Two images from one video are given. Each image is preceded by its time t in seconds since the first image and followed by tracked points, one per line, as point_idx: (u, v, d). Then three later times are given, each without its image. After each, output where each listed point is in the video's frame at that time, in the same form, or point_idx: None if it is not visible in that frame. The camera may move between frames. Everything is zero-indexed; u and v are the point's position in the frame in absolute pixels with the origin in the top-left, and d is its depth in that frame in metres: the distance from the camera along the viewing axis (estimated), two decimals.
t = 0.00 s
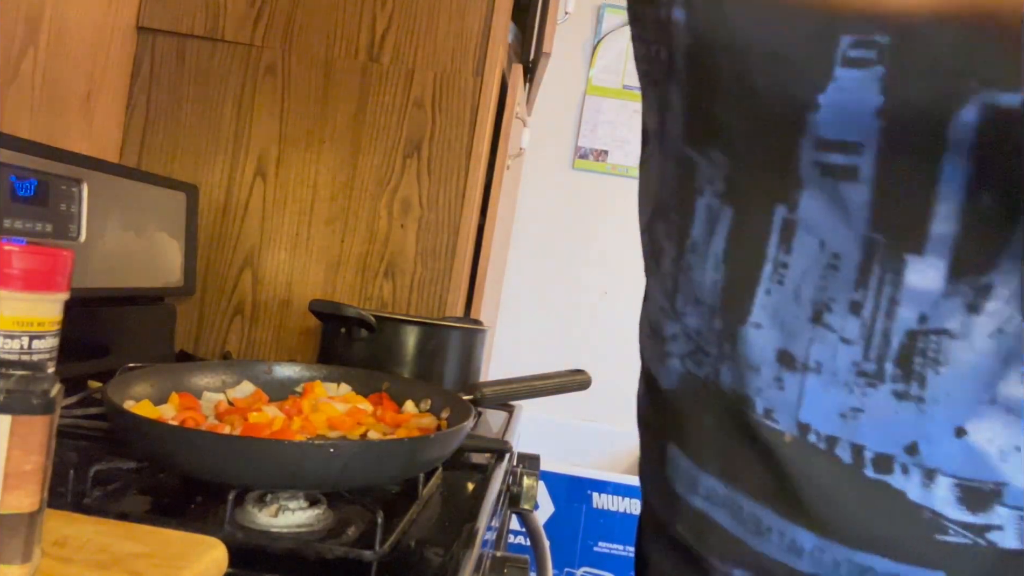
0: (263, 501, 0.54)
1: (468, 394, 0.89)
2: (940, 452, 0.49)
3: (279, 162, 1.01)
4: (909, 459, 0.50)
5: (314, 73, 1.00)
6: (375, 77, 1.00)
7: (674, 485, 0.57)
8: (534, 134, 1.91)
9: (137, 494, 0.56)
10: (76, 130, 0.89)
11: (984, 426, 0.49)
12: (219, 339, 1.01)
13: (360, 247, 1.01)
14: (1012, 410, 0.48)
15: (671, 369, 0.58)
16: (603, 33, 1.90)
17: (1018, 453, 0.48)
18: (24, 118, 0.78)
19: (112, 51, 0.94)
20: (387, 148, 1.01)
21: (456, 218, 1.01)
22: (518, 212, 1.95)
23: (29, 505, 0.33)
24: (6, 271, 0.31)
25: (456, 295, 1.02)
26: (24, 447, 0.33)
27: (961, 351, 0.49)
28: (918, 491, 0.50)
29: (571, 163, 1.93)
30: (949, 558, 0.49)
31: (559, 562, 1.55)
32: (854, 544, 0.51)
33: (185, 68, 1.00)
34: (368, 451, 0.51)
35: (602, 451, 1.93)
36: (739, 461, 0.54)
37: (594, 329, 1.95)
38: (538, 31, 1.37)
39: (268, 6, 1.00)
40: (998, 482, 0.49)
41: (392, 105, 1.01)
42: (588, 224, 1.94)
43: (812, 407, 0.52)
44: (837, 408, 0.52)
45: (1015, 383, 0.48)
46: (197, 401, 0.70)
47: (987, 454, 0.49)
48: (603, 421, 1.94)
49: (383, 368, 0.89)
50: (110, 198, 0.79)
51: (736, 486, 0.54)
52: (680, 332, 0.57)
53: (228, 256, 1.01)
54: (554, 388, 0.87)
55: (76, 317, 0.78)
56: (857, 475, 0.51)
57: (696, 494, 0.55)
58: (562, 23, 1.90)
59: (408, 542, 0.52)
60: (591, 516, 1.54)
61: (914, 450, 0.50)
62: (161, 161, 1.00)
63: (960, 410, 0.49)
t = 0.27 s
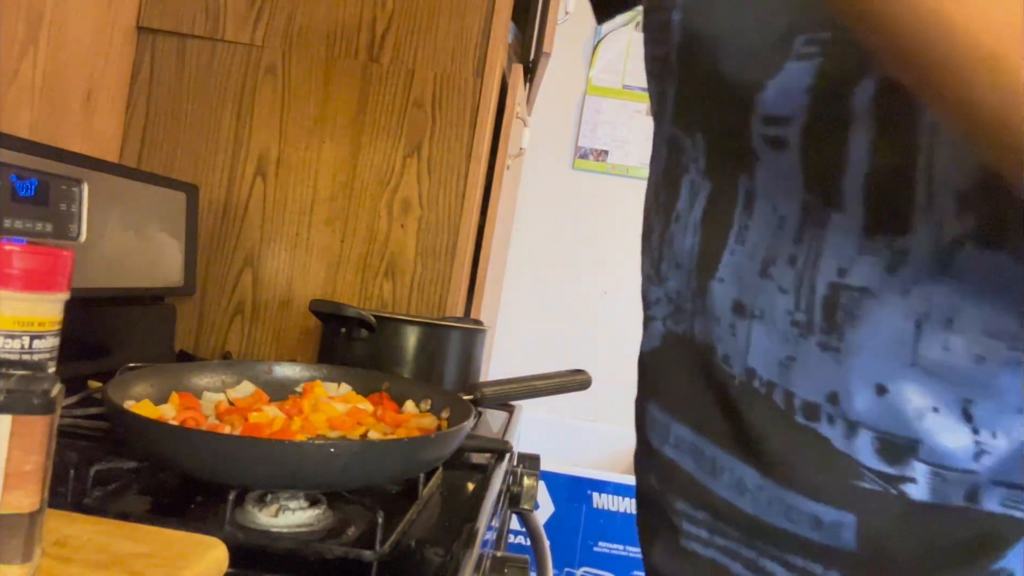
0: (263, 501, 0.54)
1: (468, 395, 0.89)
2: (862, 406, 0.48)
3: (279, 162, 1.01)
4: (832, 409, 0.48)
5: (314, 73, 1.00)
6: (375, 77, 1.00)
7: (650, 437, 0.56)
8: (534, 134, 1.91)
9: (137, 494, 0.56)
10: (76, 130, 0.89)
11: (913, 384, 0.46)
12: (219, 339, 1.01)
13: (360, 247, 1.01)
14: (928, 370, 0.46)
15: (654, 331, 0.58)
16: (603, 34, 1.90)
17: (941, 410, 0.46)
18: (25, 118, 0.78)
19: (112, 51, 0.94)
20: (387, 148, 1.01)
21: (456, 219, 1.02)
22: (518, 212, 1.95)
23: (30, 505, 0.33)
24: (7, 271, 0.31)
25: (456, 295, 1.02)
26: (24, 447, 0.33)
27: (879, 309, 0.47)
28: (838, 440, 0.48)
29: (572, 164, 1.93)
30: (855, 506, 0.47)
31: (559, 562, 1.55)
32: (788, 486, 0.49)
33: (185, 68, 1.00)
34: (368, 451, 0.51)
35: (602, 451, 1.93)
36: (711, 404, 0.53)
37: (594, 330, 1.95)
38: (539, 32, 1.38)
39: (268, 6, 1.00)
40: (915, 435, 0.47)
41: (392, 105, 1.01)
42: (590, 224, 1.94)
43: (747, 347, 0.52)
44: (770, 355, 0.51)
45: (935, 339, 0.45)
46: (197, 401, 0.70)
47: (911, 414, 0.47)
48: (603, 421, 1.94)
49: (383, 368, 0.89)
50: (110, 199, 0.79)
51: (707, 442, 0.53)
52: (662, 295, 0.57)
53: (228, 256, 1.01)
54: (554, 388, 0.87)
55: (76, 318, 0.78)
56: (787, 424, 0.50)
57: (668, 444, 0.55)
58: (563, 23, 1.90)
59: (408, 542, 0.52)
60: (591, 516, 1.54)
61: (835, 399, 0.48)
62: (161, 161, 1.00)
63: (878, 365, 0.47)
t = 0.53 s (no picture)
0: (263, 501, 0.54)
1: (468, 395, 0.89)
2: (797, 351, 0.47)
3: (279, 162, 1.01)
4: (772, 355, 0.48)
5: (313, 73, 1.00)
6: (376, 77, 1.00)
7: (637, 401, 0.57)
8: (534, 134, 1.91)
9: (137, 494, 0.56)
10: (76, 131, 0.89)
11: (840, 326, 0.46)
12: (219, 339, 1.01)
13: (359, 247, 1.01)
14: (854, 317, 0.45)
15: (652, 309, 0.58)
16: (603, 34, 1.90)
17: (866, 352, 0.45)
18: (24, 118, 0.78)
19: (112, 50, 0.94)
20: (387, 148, 1.01)
21: (456, 219, 1.02)
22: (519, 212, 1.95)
23: (29, 505, 0.33)
24: (6, 271, 0.31)
25: (456, 295, 1.02)
26: (24, 447, 0.33)
27: (819, 260, 0.47)
28: (774, 385, 0.47)
29: (572, 164, 1.93)
30: (784, 438, 0.46)
31: (559, 562, 1.55)
32: (732, 421, 0.48)
33: (185, 68, 1.00)
34: (369, 451, 0.51)
35: (602, 451, 1.93)
36: (683, 357, 0.53)
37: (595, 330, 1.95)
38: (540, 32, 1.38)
39: (268, 6, 1.00)
40: (842, 378, 0.46)
41: (391, 105, 1.01)
42: (591, 224, 1.94)
43: (709, 305, 0.52)
44: (726, 308, 0.51)
45: (859, 278, 0.45)
46: (197, 401, 0.70)
47: (839, 358, 0.46)
48: (603, 421, 1.94)
49: (383, 368, 0.89)
50: (110, 199, 0.79)
51: (673, 391, 0.52)
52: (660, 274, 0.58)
53: (227, 256, 1.01)
54: (554, 388, 0.87)
55: (77, 318, 0.78)
56: (733, 368, 0.49)
57: (651, 404, 0.55)
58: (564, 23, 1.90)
59: (408, 542, 0.52)
60: (591, 517, 1.53)
61: (771, 343, 0.48)
62: (161, 161, 1.00)
63: (809, 308, 0.47)
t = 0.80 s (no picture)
0: (263, 501, 0.54)
1: (467, 394, 0.89)
2: (811, 330, 0.47)
3: (279, 162, 1.01)
4: (787, 335, 0.48)
5: (314, 73, 1.00)
6: (376, 77, 1.00)
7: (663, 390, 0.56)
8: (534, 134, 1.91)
9: (137, 494, 0.56)
10: (76, 131, 0.89)
11: (845, 307, 0.47)
12: (219, 339, 1.01)
13: (359, 247, 1.01)
14: (859, 300, 0.47)
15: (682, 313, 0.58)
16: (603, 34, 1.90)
17: (866, 331, 0.46)
18: (24, 118, 0.78)
19: (112, 50, 0.94)
20: (387, 148, 1.01)
21: (456, 219, 1.02)
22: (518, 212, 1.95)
23: (30, 505, 0.33)
24: (6, 271, 0.31)
25: (456, 295, 1.02)
26: (24, 447, 0.33)
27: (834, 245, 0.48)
28: (788, 362, 0.47)
29: (572, 164, 1.93)
30: (795, 404, 0.47)
31: (559, 562, 1.55)
32: (750, 392, 0.48)
33: (185, 68, 1.00)
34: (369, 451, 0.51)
35: (602, 451, 1.93)
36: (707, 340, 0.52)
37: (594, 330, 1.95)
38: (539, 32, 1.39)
39: (268, 6, 1.00)
40: (847, 353, 0.47)
41: (391, 105, 1.01)
42: (591, 224, 1.93)
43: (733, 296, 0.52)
44: (749, 299, 0.50)
45: (863, 266, 0.47)
46: (197, 401, 0.70)
47: (843, 338, 0.47)
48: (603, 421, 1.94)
49: (383, 368, 0.89)
50: (109, 199, 0.79)
51: (696, 373, 0.52)
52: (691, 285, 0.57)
53: (227, 256, 1.01)
54: (554, 388, 0.87)
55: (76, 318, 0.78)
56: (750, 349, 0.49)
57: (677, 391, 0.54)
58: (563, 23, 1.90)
59: (408, 542, 0.52)
60: (591, 517, 1.53)
61: (787, 325, 0.48)
62: (161, 161, 1.00)
63: (816, 292, 0.48)
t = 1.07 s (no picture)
0: (262, 501, 0.54)
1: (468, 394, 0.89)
2: (818, 320, 0.54)
3: (279, 162, 1.01)
4: (797, 325, 0.54)
5: (314, 73, 1.00)
6: (375, 77, 1.01)
7: (684, 377, 0.63)
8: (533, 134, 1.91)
9: (137, 494, 0.56)
10: (76, 131, 0.89)
11: (849, 301, 0.53)
12: (219, 339, 1.01)
13: (359, 247, 1.01)
14: (862, 295, 0.52)
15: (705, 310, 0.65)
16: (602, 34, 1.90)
17: (866, 323, 0.52)
18: (24, 118, 0.78)
19: (112, 51, 0.94)
20: (386, 148, 1.01)
21: (456, 219, 1.02)
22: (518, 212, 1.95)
23: (29, 505, 0.33)
24: (6, 271, 0.31)
25: (456, 295, 1.02)
26: (24, 447, 0.33)
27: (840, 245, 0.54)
28: (798, 348, 0.54)
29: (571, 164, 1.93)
30: (804, 384, 0.53)
31: (559, 562, 1.55)
32: (766, 375, 0.55)
33: (185, 68, 1.00)
34: (368, 451, 0.51)
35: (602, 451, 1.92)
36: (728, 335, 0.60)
37: (594, 330, 1.95)
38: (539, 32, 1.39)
39: (268, 7, 1.00)
40: (850, 341, 0.52)
41: (391, 105, 1.01)
42: (591, 224, 1.94)
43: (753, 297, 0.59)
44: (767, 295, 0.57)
45: (866, 265, 0.52)
46: (197, 401, 0.70)
47: (847, 328, 0.52)
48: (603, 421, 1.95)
49: (383, 368, 0.89)
50: (109, 199, 0.79)
51: (719, 362, 0.59)
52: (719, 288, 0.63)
53: (227, 256, 1.01)
54: (554, 388, 0.87)
55: (76, 318, 0.78)
56: (767, 337, 0.56)
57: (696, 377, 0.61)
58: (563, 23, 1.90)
59: (408, 542, 0.52)
60: (591, 517, 1.53)
61: (797, 316, 0.54)
62: (161, 161, 1.00)
63: (825, 288, 0.54)
